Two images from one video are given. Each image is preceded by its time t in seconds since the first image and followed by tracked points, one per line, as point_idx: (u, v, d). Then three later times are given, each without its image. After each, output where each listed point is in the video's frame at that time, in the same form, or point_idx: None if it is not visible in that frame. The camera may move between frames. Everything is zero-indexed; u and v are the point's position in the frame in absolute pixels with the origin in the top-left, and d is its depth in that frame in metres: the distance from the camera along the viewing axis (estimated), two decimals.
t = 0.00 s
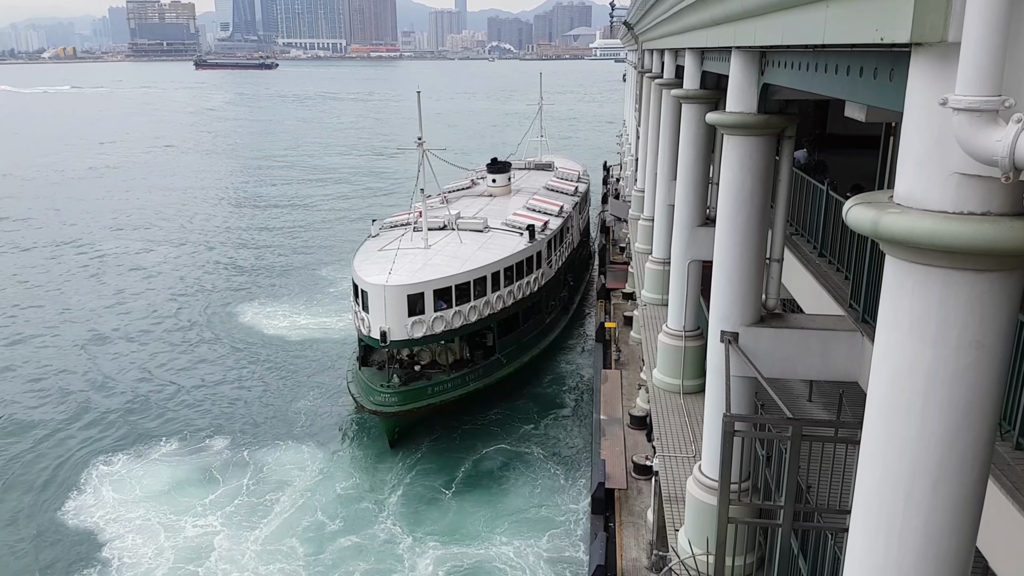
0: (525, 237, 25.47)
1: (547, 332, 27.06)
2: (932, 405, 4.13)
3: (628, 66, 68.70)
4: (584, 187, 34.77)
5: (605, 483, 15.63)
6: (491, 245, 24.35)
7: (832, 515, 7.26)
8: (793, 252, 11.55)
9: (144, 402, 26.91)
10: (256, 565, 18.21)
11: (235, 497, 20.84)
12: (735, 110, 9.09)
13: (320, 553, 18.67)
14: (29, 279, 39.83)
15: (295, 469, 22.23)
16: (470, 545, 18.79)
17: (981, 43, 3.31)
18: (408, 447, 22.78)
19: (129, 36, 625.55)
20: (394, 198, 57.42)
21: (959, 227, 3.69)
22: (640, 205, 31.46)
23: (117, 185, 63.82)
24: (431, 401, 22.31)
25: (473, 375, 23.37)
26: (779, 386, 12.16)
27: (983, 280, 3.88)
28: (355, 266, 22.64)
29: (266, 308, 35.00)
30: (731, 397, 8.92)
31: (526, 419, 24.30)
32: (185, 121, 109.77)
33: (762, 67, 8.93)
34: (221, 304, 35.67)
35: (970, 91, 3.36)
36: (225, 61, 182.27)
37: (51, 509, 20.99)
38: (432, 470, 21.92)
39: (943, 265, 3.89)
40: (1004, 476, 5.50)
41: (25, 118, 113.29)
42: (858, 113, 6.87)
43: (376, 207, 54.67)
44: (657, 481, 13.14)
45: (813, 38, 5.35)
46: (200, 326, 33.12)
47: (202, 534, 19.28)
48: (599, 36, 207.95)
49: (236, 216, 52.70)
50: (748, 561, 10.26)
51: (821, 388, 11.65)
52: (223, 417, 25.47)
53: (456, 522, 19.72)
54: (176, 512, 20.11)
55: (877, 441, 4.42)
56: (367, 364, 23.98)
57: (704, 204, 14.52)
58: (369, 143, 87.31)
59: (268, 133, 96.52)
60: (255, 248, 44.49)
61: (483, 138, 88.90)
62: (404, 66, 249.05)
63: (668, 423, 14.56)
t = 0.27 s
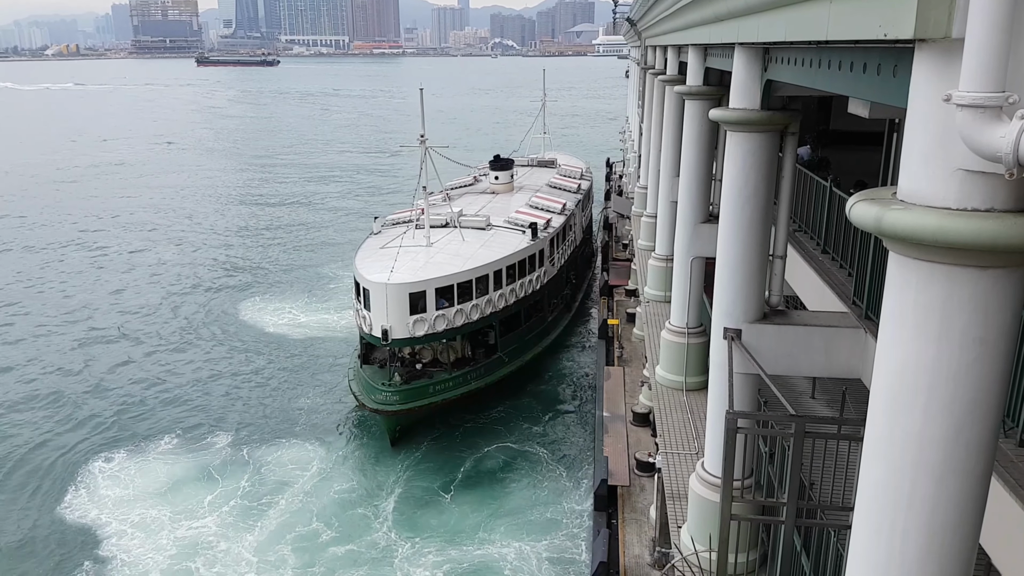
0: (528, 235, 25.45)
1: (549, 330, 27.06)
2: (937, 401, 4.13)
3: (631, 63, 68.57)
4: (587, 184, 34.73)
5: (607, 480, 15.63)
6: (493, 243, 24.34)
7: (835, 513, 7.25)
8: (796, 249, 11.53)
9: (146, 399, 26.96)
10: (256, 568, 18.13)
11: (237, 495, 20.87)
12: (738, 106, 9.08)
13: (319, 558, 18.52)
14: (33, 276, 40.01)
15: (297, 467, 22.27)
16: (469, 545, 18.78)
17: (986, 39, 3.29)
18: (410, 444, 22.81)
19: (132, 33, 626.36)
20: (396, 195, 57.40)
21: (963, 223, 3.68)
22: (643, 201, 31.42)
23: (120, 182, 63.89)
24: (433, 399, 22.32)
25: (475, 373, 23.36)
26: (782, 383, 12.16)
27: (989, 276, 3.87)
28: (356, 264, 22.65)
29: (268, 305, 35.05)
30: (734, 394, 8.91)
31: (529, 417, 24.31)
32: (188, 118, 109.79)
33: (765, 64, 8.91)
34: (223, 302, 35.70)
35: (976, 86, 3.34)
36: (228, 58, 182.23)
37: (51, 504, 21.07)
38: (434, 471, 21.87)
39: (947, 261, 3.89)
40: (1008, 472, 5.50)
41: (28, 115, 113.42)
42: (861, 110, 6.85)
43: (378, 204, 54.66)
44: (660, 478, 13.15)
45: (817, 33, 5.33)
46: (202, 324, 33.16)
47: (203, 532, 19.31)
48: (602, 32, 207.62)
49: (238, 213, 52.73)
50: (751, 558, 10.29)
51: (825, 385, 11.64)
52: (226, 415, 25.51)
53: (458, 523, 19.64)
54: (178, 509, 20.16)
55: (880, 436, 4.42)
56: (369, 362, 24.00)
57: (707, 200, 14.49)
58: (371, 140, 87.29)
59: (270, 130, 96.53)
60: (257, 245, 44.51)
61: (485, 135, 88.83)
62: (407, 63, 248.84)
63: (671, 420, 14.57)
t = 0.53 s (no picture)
0: (529, 235, 25.44)
1: (551, 330, 27.06)
2: (939, 401, 4.13)
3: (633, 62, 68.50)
4: (589, 184, 34.71)
5: (609, 479, 15.62)
6: (494, 243, 24.34)
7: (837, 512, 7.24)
8: (798, 247, 11.52)
9: (146, 398, 26.97)
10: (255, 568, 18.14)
11: (237, 495, 20.88)
12: (740, 105, 9.07)
13: (310, 570, 18.20)
14: (34, 274, 40.09)
15: (297, 467, 22.27)
16: (469, 551, 18.59)
17: (988, 37, 3.29)
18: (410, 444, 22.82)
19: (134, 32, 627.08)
20: (397, 194, 57.38)
21: (965, 222, 3.68)
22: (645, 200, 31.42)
23: (121, 181, 63.89)
24: (433, 400, 22.31)
25: (475, 374, 23.34)
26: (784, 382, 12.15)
27: (990, 275, 3.87)
28: (358, 263, 22.65)
29: (269, 304, 35.05)
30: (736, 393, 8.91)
31: (530, 417, 24.30)
32: (189, 117, 109.77)
33: (768, 62, 8.91)
34: (224, 301, 35.69)
35: (978, 85, 3.33)
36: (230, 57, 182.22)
37: (53, 502, 21.10)
38: (434, 472, 21.80)
39: (948, 260, 3.88)
40: (1010, 471, 5.49)
41: (30, 114, 113.40)
42: (863, 109, 6.85)
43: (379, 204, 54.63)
44: (662, 477, 13.14)
45: (819, 32, 5.32)
46: (203, 323, 33.16)
47: (203, 532, 19.33)
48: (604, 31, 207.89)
49: (238, 212, 52.72)
50: (753, 557, 10.29)
51: (827, 384, 11.64)
52: (226, 414, 25.51)
53: (456, 530, 19.45)
54: (178, 509, 20.17)
55: (881, 435, 4.42)
56: (370, 362, 24.00)
57: (709, 199, 14.47)
58: (373, 139, 87.24)
59: (272, 129, 96.48)
60: (258, 245, 44.51)
61: (487, 133, 88.79)
62: (408, 62, 248.76)
63: (672, 419, 14.56)
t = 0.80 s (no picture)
0: (530, 235, 25.43)
1: (551, 331, 27.07)
2: (940, 401, 4.12)
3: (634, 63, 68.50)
4: (590, 184, 34.71)
5: (610, 479, 15.60)
6: (495, 244, 24.33)
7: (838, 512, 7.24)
8: (800, 247, 11.52)
9: (146, 398, 26.97)
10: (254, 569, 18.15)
11: (236, 496, 20.88)
12: (742, 105, 9.07)
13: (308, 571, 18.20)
14: (35, 273, 40.15)
15: (296, 468, 22.26)
16: (467, 553, 18.58)
17: (990, 37, 3.29)
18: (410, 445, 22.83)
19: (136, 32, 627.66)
20: (398, 195, 57.38)
21: (967, 223, 3.68)
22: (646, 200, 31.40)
23: (121, 180, 63.86)
24: (432, 401, 22.30)
25: (475, 375, 23.32)
26: (785, 382, 12.15)
27: (991, 276, 3.86)
28: (358, 264, 22.65)
29: (269, 304, 35.05)
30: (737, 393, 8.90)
31: (530, 419, 24.30)
32: (189, 116, 109.74)
33: (769, 62, 8.90)
34: (224, 301, 35.68)
35: (979, 85, 3.33)
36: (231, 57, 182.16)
37: (53, 502, 21.11)
38: (434, 475, 21.73)
39: (951, 260, 3.88)
40: (1011, 471, 5.50)
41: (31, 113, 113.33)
42: (865, 109, 6.84)
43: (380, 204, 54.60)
44: (664, 477, 13.13)
45: (821, 32, 5.32)
46: (203, 323, 33.15)
47: (202, 533, 19.35)
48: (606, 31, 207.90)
49: (239, 212, 52.70)
50: (754, 557, 10.29)
51: (828, 385, 11.64)
52: (226, 415, 25.51)
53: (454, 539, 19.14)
54: (177, 510, 20.17)
55: (883, 435, 4.42)
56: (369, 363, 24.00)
57: (711, 199, 14.47)
58: (373, 139, 87.21)
59: (273, 129, 96.43)
60: (259, 245, 44.50)
61: (488, 134, 88.76)
62: (409, 62, 248.82)
63: (673, 419, 14.55)
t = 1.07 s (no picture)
0: (531, 236, 25.42)
1: (551, 332, 27.08)
2: (943, 400, 4.12)
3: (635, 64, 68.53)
4: (590, 184, 34.72)
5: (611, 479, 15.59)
6: (495, 245, 24.33)
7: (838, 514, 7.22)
8: (801, 247, 11.52)
9: (146, 399, 26.99)
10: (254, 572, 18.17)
11: (235, 498, 20.89)
12: (743, 105, 9.07)
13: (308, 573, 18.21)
14: (35, 274, 40.15)
15: (296, 470, 22.28)
16: (467, 556, 18.59)
17: (990, 38, 3.29)
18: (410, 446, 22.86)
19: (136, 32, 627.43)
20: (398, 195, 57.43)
21: (968, 222, 3.68)
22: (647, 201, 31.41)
23: (121, 181, 63.92)
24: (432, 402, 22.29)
25: (475, 377, 23.32)
26: (786, 382, 12.15)
27: (993, 276, 3.86)
28: (359, 264, 22.65)
29: (270, 305, 35.07)
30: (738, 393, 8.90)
31: (531, 420, 24.31)
32: (190, 117, 109.75)
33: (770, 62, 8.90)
34: (224, 301, 35.72)
35: (980, 85, 3.34)
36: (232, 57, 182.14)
37: (52, 503, 21.11)
38: (434, 478, 21.70)
39: (952, 260, 3.88)
40: (1012, 471, 5.50)
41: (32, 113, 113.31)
42: (865, 109, 6.84)
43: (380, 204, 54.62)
44: (665, 478, 13.13)
45: (822, 32, 5.32)
46: (203, 323, 33.17)
47: (202, 535, 19.36)
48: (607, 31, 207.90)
49: (239, 213, 52.72)
50: (754, 558, 10.30)
51: (828, 385, 11.65)
52: (227, 415, 25.53)
53: (452, 545, 19.06)
54: (176, 512, 20.18)
55: (885, 434, 4.41)
56: (369, 364, 24.00)
57: (712, 199, 14.46)
58: (374, 140, 87.24)
59: (274, 130, 96.49)
60: (259, 245, 44.53)
61: (488, 134, 88.79)
62: (410, 62, 249.01)
63: (674, 419, 14.55)
